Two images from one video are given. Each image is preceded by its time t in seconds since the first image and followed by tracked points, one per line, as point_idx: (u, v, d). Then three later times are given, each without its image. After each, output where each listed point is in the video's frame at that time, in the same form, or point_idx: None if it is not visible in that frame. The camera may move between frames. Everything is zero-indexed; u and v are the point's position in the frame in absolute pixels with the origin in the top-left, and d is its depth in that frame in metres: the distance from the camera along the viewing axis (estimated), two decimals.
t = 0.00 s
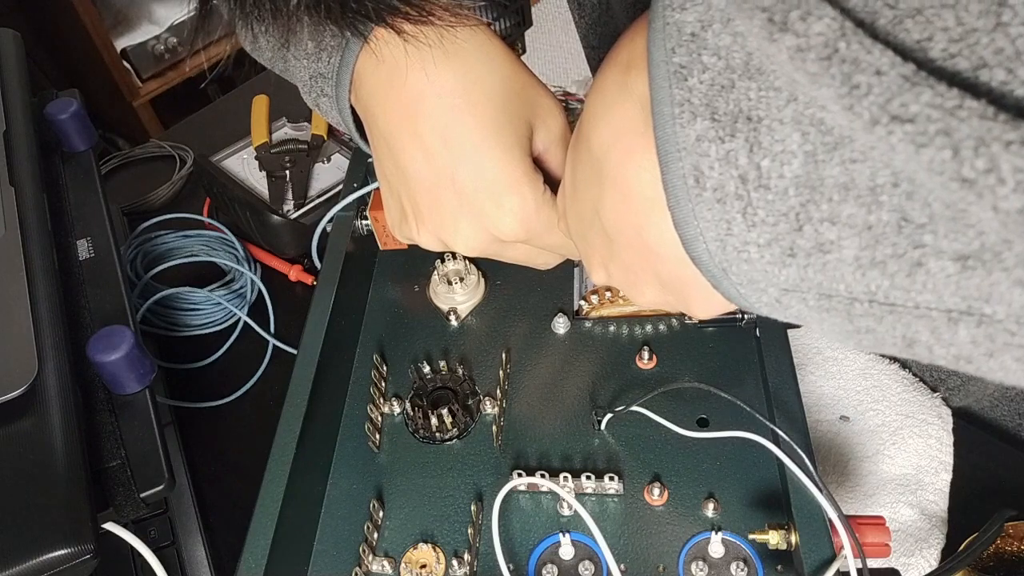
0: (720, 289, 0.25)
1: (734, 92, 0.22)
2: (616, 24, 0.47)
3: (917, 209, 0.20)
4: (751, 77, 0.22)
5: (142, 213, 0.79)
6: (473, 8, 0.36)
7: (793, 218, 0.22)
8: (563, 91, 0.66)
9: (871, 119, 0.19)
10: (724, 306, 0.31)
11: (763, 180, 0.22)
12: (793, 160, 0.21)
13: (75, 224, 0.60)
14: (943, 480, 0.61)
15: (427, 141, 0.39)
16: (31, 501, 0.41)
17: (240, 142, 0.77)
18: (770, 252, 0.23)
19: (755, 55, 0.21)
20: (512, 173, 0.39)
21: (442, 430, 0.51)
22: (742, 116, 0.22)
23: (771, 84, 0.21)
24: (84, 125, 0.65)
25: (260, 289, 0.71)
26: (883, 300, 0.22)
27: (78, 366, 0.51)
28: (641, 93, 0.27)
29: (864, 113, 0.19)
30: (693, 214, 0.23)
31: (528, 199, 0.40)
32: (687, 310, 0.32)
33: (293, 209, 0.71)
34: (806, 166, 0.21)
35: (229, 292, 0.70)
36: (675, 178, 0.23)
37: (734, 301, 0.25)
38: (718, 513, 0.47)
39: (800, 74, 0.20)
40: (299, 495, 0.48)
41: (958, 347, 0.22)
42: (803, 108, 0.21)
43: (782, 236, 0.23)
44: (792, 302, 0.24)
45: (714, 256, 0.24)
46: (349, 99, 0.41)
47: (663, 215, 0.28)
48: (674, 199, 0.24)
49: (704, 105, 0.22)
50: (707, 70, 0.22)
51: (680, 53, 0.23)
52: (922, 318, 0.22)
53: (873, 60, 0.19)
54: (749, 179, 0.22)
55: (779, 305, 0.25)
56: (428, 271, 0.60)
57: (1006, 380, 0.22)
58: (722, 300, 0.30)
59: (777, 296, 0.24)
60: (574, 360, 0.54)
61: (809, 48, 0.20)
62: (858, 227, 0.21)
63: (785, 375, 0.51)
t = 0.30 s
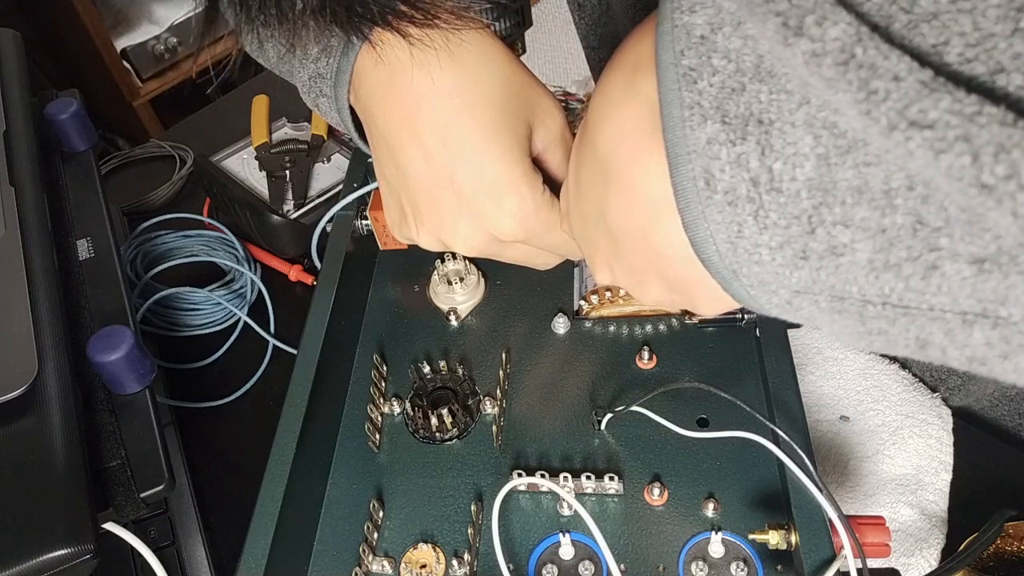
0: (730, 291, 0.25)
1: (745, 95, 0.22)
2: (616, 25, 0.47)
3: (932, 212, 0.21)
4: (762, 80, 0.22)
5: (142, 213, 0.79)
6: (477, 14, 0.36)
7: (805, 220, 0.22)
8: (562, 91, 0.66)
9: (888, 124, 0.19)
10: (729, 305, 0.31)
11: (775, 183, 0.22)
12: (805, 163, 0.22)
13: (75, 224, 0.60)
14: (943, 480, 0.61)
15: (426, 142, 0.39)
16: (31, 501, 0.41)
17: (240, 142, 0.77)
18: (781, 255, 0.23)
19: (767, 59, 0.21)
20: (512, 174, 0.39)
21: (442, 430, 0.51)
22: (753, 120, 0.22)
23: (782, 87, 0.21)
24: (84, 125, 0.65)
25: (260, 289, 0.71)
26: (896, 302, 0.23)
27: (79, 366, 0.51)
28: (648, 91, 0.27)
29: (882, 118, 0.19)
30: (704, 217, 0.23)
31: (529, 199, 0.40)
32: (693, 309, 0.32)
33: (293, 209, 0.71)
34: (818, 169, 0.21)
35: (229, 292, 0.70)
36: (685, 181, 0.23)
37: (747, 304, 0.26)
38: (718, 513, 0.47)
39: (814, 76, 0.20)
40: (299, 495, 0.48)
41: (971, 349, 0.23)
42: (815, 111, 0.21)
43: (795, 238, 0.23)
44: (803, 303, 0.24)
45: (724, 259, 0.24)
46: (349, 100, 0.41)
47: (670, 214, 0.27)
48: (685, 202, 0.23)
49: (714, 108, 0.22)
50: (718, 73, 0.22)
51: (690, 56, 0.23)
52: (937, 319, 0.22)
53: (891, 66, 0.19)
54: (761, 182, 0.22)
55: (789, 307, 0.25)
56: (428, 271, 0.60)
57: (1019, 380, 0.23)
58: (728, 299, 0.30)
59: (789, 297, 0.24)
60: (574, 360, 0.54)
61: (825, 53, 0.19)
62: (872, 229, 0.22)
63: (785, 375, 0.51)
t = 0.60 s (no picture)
0: (736, 272, 0.24)
1: (758, 73, 0.21)
2: (615, 25, 0.47)
3: (945, 189, 0.19)
4: (776, 57, 0.20)
5: (142, 213, 0.79)
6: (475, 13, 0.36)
7: (816, 198, 0.21)
8: (562, 91, 0.66)
9: (903, 98, 0.19)
10: (733, 291, 0.31)
11: (787, 162, 0.21)
12: (818, 141, 0.20)
13: (76, 224, 0.60)
14: (943, 480, 0.61)
15: (425, 142, 0.39)
16: (31, 502, 0.41)
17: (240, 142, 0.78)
18: (791, 233, 0.22)
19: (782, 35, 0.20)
20: (511, 174, 0.39)
21: (442, 430, 0.51)
22: (766, 97, 0.21)
23: (796, 65, 0.20)
24: (84, 125, 0.65)
25: (260, 289, 0.71)
26: (906, 281, 0.21)
27: (79, 366, 0.51)
28: (654, 75, 0.27)
29: (896, 92, 0.19)
30: (714, 195, 0.23)
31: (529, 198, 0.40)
32: (690, 297, 0.32)
33: (293, 209, 0.71)
34: (832, 147, 0.20)
35: (229, 292, 0.70)
36: (696, 160, 0.23)
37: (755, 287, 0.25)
38: (718, 513, 0.47)
39: (828, 52, 0.19)
40: (298, 494, 0.48)
41: (980, 329, 0.21)
42: (829, 89, 0.20)
43: (806, 217, 0.22)
44: (812, 285, 0.23)
45: (734, 240, 0.23)
46: (348, 99, 0.41)
47: (675, 197, 0.27)
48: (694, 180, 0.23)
49: (726, 87, 0.21)
50: (731, 51, 0.21)
51: (702, 34, 0.22)
52: (946, 298, 0.21)
53: (907, 40, 0.18)
54: (773, 160, 0.21)
55: (798, 288, 0.24)
56: (428, 271, 0.60)
57: None
58: (732, 286, 0.30)
59: (797, 278, 0.23)
60: (574, 360, 0.54)
61: (841, 27, 0.19)
62: (883, 207, 0.20)
63: (785, 375, 0.51)
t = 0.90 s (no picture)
0: (736, 215, 0.25)
1: (774, 12, 0.21)
2: (615, 25, 0.47)
3: (951, 123, 0.20)
4: None
5: (142, 213, 0.79)
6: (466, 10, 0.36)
7: (823, 138, 0.21)
8: (561, 92, 0.66)
9: (912, 23, 0.19)
10: (721, 262, 0.31)
11: (797, 99, 0.21)
12: (829, 80, 0.20)
13: (76, 224, 0.60)
14: (943, 480, 0.61)
15: (423, 142, 0.39)
16: (31, 502, 0.41)
17: (240, 142, 0.78)
18: (795, 171, 0.22)
19: None
20: (508, 173, 0.39)
21: (442, 430, 0.51)
22: (779, 36, 0.21)
23: (812, 2, 0.20)
24: (84, 125, 0.65)
25: (260, 289, 0.71)
26: (905, 221, 0.22)
27: (79, 366, 0.51)
28: (674, 19, 0.27)
29: (906, 18, 0.19)
30: (722, 136, 0.23)
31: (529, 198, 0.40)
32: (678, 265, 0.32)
33: (293, 209, 0.71)
34: (843, 85, 0.20)
35: (229, 292, 0.70)
36: (704, 102, 0.23)
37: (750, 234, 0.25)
38: (718, 513, 0.47)
39: None
40: (298, 493, 0.48)
41: (975, 268, 0.21)
42: (844, 26, 0.20)
43: (811, 156, 0.21)
44: (812, 228, 0.23)
45: (738, 181, 0.23)
46: (346, 102, 0.41)
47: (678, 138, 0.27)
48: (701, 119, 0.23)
49: (742, 25, 0.21)
50: None
51: None
52: (943, 238, 0.21)
53: None
54: (782, 98, 0.21)
55: (796, 233, 0.24)
56: (428, 271, 0.60)
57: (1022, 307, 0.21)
58: (720, 254, 0.30)
59: (797, 221, 0.23)
60: (573, 360, 0.54)
61: None
62: (888, 144, 0.20)
63: (784, 375, 0.51)
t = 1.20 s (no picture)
0: (743, 172, 0.24)
1: None
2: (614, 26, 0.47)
3: (959, 69, 0.19)
4: None
5: (143, 213, 0.79)
6: None
7: (833, 86, 0.21)
8: (561, 92, 0.66)
9: None
10: (704, 236, 0.33)
11: (809, 48, 0.21)
12: (842, 29, 0.20)
13: (76, 225, 0.60)
14: (943, 480, 0.61)
15: (422, 141, 0.39)
16: (31, 502, 0.41)
17: (240, 142, 0.78)
18: (803, 122, 0.22)
19: None
20: (507, 172, 0.39)
21: (442, 430, 0.51)
22: None
23: None
24: (84, 125, 0.65)
25: (260, 289, 0.71)
26: (910, 170, 0.21)
27: (79, 366, 0.51)
28: None
29: None
30: (733, 87, 0.22)
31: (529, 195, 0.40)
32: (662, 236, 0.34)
33: (293, 209, 0.71)
34: (856, 34, 0.20)
35: (229, 292, 0.70)
36: (719, 51, 0.22)
37: (762, 193, 0.25)
38: (718, 513, 0.47)
39: None
40: (298, 493, 0.48)
41: (975, 217, 0.21)
42: None
43: (821, 105, 0.21)
44: (818, 180, 0.23)
45: (745, 133, 0.23)
46: (345, 104, 0.42)
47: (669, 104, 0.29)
48: (714, 67, 0.23)
49: None
50: None
51: None
52: (945, 185, 0.21)
53: None
54: (796, 47, 0.21)
55: (802, 186, 0.24)
56: (428, 271, 0.60)
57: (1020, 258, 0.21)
58: (704, 230, 0.32)
59: (804, 173, 0.23)
60: (573, 360, 0.54)
61: None
62: (897, 92, 0.20)
63: (784, 375, 0.51)
